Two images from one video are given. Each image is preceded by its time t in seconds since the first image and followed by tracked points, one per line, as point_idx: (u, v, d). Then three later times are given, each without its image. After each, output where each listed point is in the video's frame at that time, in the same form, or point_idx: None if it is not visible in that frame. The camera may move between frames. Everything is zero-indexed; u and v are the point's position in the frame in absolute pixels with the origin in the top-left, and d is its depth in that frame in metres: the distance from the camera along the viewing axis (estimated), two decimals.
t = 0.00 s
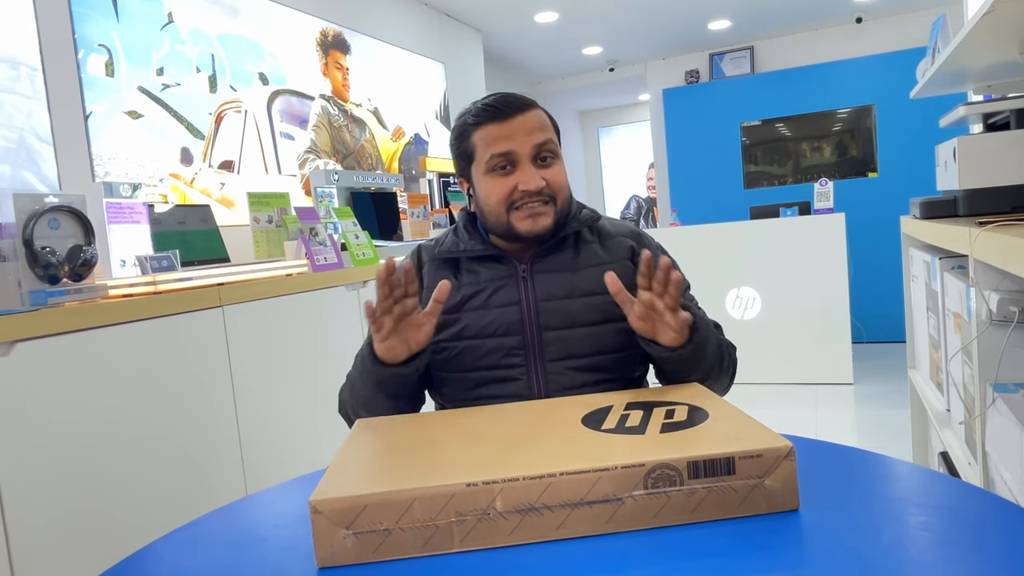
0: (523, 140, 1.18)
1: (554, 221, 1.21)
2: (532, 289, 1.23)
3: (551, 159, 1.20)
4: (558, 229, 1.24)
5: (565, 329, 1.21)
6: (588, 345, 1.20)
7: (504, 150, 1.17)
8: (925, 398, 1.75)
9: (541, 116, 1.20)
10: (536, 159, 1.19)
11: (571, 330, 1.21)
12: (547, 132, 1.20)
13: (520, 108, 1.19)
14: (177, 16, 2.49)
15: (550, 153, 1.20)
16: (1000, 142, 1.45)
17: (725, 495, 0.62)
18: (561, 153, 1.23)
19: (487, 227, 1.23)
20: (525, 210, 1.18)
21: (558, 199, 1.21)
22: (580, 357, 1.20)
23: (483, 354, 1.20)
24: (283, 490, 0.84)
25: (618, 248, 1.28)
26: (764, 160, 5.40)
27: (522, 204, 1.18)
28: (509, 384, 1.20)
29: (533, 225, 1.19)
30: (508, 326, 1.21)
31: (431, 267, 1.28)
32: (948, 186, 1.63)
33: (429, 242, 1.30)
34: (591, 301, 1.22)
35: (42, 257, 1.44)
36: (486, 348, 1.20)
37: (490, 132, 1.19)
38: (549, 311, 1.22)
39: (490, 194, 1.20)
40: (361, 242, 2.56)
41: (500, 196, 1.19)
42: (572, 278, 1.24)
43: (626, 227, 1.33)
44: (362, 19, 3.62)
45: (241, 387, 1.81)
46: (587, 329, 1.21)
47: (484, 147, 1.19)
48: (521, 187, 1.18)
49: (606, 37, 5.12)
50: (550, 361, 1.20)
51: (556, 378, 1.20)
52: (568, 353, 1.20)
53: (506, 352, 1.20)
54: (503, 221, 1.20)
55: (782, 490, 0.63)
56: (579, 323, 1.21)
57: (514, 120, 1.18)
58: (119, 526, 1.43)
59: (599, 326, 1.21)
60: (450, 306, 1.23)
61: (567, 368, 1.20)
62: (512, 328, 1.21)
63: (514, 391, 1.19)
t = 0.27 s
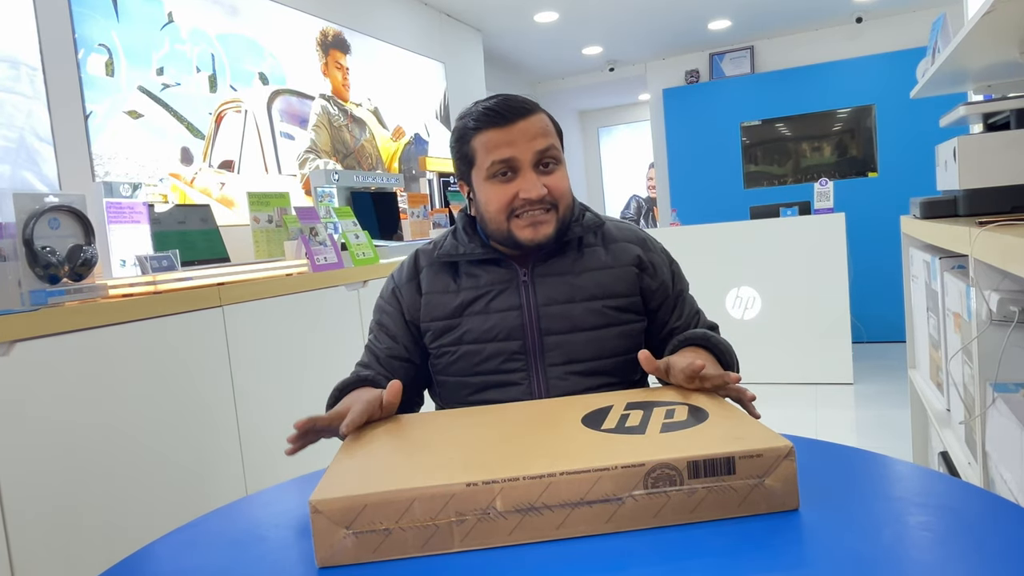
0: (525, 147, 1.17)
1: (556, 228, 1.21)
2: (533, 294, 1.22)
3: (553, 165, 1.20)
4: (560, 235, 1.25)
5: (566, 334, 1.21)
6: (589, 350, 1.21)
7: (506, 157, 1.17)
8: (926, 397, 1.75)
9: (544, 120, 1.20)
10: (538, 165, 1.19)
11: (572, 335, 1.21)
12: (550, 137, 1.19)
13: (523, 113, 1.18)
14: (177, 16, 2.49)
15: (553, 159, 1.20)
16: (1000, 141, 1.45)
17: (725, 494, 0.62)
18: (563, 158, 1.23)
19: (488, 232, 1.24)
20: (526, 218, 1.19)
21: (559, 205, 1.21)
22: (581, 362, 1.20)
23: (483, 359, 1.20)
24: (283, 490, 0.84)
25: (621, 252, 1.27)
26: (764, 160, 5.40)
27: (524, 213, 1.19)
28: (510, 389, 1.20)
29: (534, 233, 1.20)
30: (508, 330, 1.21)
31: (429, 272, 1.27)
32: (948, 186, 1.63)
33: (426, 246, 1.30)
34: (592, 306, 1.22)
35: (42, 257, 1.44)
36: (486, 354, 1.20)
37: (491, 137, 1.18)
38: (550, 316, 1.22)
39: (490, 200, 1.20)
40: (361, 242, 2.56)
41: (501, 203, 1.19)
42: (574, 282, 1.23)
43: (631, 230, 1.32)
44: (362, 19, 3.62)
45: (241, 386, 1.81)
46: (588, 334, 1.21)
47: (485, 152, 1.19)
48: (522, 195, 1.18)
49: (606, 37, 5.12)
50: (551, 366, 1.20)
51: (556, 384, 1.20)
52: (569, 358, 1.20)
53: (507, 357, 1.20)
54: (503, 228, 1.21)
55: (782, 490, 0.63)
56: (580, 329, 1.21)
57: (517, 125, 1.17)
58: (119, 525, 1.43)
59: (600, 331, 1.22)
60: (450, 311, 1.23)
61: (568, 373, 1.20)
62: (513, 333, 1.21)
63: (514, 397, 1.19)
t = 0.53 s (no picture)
0: (523, 146, 1.17)
1: (553, 229, 1.21)
2: (533, 295, 1.22)
3: (552, 165, 1.20)
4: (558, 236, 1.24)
5: (566, 336, 1.21)
6: (590, 351, 1.21)
7: (504, 156, 1.17)
8: (926, 397, 1.75)
9: (545, 120, 1.19)
10: (537, 165, 1.19)
11: (573, 336, 1.21)
12: (549, 137, 1.19)
13: (522, 111, 1.18)
14: (177, 16, 2.49)
15: (552, 158, 1.19)
16: (999, 141, 1.45)
17: (725, 494, 0.62)
18: (563, 158, 1.22)
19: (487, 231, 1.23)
20: (523, 218, 1.18)
21: (558, 206, 1.21)
22: (581, 364, 1.20)
23: (483, 360, 1.20)
24: (283, 490, 0.84)
25: (623, 253, 1.27)
26: (765, 160, 5.40)
27: (521, 212, 1.18)
28: (510, 391, 1.20)
29: (531, 233, 1.19)
30: (509, 332, 1.21)
31: (429, 273, 1.27)
32: (948, 186, 1.63)
33: (426, 247, 1.31)
34: (593, 307, 1.22)
35: (42, 257, 1.44)
36: (486, 355, 1.20)
37: (491, 135, 1.18)
38: (551, 317, 1.22)
39: (489, 199, 1.20)
40: (361, 242, 2.56)
41: (500, 202, 1.19)
42: (575, 284, 1.24)
43: (632, 231, 1.32)
44: (362, 19, 3.62)
45: (241, 386, 1.81)
46: (588, 336, 1.21)
47: (485, 151, 1.18)
48: (521, 194, 1.18)
49: (606, 37, 5.12)
50: (552, 368, 1.20)
51: (556, 386, 1.20)
52: (570, 359, 1.20)
53: (508, 358, 1.20)
54: (501, 227, 1.20)
55: (782, 490, 0.63)
56: (581, 330, 1.21)
57: (516, 124, 1.17)
58: (118, 525, 1.43)
59: (601, 333, 1.22)
60: (450, 312, 1.23)
61: (568, 375, 1.20)
62: (514, 335, 1.21)
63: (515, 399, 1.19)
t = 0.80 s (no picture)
0: (517, 142, 1.18)
1: (546, 226, 1.21)
2: (533, 295, 1.23)
3: (547, 162, 1.20)
4: (553, 235, 1.24)
5: (566, 336, 1.21)
6: (590, 351, 1.21)
7: (498, 152, 1.18)
8: (926, 397, 1.75)
9: (541, 117, 1.20)
10: (531, 161, 1.19)
11: (572, 336, 1.21)
12: (544, 134, 1.20)
13: (518, 108, 1.19)
14: (177, 16, 2.49)
15: (546, 156, 1.20)
16: (999, 141, 1.45)
17: (725, 494, 0.62)
18: (559, 156, 1.23)
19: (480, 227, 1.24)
20: (515, 214, 1.19)
21: (551, 203, 1.21)
22: (581, 363, 1.21)
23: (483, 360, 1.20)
24: (283, 490, 0.84)
25: (623, 252, 1.27)
26: (765, 160, 5.40)
27: (513, 208, 1.19)
28: (510, 390, 1.20)
29: (523, 230, 1.19)
30: (509, 331, 1.21)
31: (429, 272, 1.27)
32: (948, 186, 1.63)
33: (426, 246, 1.30)
34: (593, 307, 1.22)
35: (42, 257, 1.44)
36: (487, 355, 1.20)
37: (486, 131, 1.19)
38: (551, 317, 1.22)
39: (483, 194, 1.21)
40: (362, 242, 2.56)
41: (492, 197, 1.20)
42: (575, 284, 1.24)
43: (632, 230, 1.32)
44: (362, 19, 3.62)
45: (241, 386, 1.81)
46: (589, 336, 1.21)
47: (479, 146, 1.20)
48: (513, 190, 1.18)
49: (606, 37, 5.12)
50: (552, 367, 1.21)
51: (556, 385, 1.20)
52: (570, 359, 1.20)
53: (508, 358, 1.20)
54: (494, 223, 1.21)
55: (783, 489, 0.63)
56: (580, 330, 1.22)
57: (511, 120, 1.18)
58: (119, 525, 1.43)
59: (601, 332, 1.22)
60: (450, 311, 1.23)
61: (568, 374, 1.20)
62: (514, 334, 1.21)
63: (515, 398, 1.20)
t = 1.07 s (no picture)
0: (507, 132, 1.21)
1: (539, 215, 1.21)
2: (533, 296, 1.23)
3: (538, 152, 1.22)
4: (548, 228, 1.24)
5: (566, 337, 1.21)
6: (590, 352, 1.21)
7: (489, 142, 1.21)
8: (926, 397, 1.75)
9: (531, 110, 1.23)
10: (521, 152, 1.21)
11: (573, 337, 1.21)
12: (535, 125, 1.22)
13: (508, 100, 1.22)
14: (177, 16, 2.49)
15: (537, 146, 1.22)
16: (1000, 141, 1.45)
17: (725, 494, 0.62)
18: (551, 148, 1.25)
19: (476, 221, 1.26)
20: (506, 203, 1.20)
21: (542, 193, 1.22)
22: (581, 364, 1.20)
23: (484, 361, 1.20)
24: (283, 490, 0.84)
25: (622, 253, 1.27)
26: (765, 160, 5.40)
27: (504, 196, 1.21)
28: (510, 391, 1.20)
29: (514, 219, 1.20)
30: (509, 333, 1.21)
31: (429, 273, 1.27)
32: (948, 185, 1.63)
33: (427, 247, 1.31)
34: (593, 307, 1.22)
35: (43, 257, 1.44)
36: (486, 356, 1.20)
37: (478, 124, 1.22)
38: (550, 318, 1.22)
39: (476, 186, 1.23)
40: (361, 242, 2.55)
41: (485, 188, 1.22)
42: (574, 284, 1.24)
43: (631, 230, 1.32)
44: (362, 19, 3.62)
45: (241, 386, 1.81)
46: (589, 336, 1.21)
47: (471, 139, 1.23)
48: (503, 179, 1.20)
49: (606, 37, 5.12)
50: (552, 368, 1.20)
51: (557, 387, 1.20)
52: (570, 360, 1.20)
53: (508, 359, 1.20)
54: (487, 214, 1.23)
55: (783, 489, 0.63)
56: (580, 330, 1.21)
57: (501, 111, 1.21)
58: (119, 526, 1.43)
59: (600, 333, 1.22)
60: (450, 312, 1.23)
61: (568, 375, 1.20)
62: (513, 335, 1.21)
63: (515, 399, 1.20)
